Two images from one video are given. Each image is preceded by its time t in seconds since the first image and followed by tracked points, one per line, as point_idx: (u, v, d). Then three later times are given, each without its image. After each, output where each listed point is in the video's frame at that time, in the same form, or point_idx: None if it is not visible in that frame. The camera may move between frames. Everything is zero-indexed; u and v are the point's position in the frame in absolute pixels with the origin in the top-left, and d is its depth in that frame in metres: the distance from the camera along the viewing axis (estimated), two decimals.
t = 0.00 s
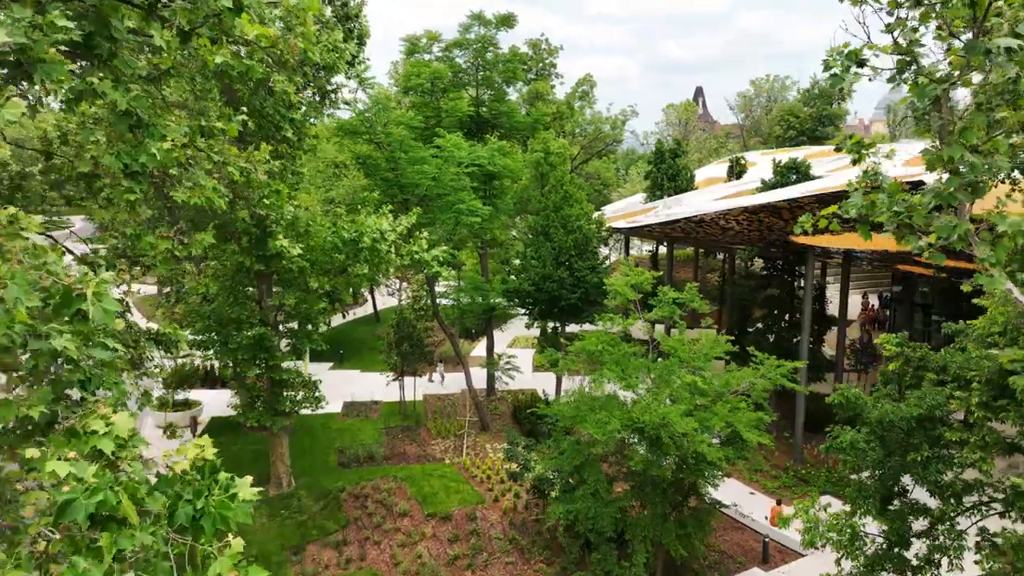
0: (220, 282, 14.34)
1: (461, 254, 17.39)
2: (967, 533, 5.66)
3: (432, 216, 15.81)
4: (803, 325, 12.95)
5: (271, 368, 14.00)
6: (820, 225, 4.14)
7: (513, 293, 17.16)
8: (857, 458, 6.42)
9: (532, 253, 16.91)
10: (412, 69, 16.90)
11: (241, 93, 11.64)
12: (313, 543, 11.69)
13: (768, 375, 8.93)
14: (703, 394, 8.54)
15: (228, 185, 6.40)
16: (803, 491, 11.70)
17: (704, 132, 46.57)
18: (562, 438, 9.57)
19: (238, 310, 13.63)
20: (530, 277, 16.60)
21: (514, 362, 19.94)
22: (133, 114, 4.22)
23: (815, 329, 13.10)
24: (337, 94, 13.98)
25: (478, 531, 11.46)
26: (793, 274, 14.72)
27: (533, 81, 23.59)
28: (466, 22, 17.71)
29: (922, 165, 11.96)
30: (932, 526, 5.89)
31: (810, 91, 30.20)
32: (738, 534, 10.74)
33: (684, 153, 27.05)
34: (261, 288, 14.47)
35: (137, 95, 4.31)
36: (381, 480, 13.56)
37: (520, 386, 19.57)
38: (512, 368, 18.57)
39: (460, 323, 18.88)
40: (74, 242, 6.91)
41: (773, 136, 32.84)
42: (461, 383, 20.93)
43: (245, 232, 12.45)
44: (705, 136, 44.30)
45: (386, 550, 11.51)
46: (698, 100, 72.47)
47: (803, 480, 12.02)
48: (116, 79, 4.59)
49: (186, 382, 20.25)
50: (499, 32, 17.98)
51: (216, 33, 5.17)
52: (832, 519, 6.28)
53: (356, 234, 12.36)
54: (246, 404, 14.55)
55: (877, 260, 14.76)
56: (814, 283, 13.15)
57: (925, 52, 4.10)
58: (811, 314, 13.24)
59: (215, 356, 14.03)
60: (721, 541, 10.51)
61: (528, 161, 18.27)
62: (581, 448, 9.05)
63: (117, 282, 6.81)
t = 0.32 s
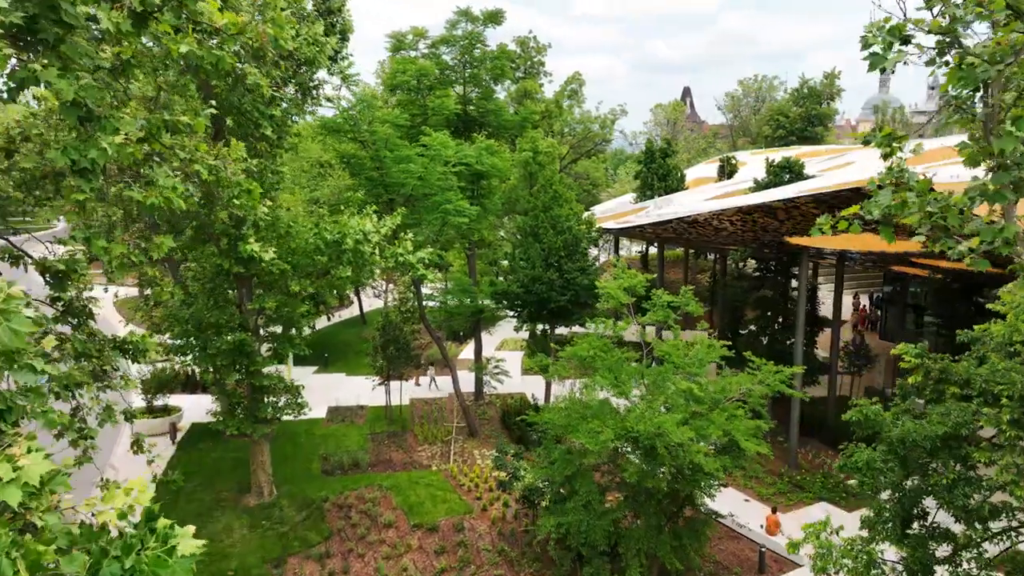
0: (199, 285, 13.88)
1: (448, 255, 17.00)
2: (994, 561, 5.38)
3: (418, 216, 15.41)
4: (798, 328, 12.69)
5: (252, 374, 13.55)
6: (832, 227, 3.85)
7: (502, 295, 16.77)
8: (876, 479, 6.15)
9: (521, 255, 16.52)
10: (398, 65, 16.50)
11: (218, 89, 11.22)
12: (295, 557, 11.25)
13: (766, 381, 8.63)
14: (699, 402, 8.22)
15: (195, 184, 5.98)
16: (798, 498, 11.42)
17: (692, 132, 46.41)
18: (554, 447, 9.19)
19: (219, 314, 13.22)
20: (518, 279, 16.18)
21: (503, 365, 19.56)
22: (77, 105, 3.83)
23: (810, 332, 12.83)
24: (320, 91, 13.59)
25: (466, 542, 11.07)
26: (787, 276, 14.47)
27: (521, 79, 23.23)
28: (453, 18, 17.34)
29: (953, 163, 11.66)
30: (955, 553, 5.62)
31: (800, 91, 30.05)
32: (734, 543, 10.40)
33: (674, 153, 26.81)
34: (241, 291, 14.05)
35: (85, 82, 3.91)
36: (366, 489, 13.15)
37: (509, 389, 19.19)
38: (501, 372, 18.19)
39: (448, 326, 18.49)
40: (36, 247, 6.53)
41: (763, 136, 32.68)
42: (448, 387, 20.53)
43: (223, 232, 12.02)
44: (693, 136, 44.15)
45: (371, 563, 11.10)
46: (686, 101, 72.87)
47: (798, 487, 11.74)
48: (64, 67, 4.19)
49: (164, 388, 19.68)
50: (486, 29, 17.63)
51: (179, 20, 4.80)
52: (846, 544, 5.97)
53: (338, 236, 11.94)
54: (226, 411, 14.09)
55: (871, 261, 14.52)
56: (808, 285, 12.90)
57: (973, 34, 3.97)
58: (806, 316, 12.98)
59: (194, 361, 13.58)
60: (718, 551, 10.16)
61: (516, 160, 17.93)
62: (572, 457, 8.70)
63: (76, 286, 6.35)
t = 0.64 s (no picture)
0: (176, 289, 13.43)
1: (435, 256, 16.63)
2: None
3: (403, 217, 15.03)
4: (792, 331, 12.46)
5: (231, 381, 13.11)
6: (854, 230, 3.51)
7: (490, 297, 16.42)
8: (898, 504, 5.80)
9: (509, 257, 16.17)
10: (383, 62, 16.11)
11: (194, 85, 10.87)
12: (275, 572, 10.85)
13: (764, 387, 8.33)
14: (696, 410, 7.90)
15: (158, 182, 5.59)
16: (793, 505, 11.13)
17: (681, 132, 46.31)
18: (544, 457, 8.85)
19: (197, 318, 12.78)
20: (507, 282, 15.82)
21: (491, 369, 19.21)
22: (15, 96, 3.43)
23: (803, 335, 12.60)
24: (302, 88, 13.17)
25: (453, 554, 10.72)
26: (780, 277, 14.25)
27: (510, 77, 22.91)
28: (439, 13, 16.96)
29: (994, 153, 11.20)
30: None
31: (789, 90, 29.94)
32: (729, 552, 10.11)
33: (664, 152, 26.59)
34: (220, 295, 13.60)
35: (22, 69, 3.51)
36: (349, 499, 12.74)
37: (497, 394, 18.84)
38: (489, 376, 17.83)
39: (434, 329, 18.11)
40: None
41: (751, 135, 32.58)
42: (435, 391, 20.15)
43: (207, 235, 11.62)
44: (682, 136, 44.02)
45: None
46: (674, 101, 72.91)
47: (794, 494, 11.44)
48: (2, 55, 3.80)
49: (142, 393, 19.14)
50: (473, 25, 17.27)
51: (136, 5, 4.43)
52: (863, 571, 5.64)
53: (319, 236, 11.58)
54: (204, 418, 13.65)
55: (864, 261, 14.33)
56: (802, 288, 12.67)
57: None
58: (799, 318, 12.75)
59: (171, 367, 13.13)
60: (713, 561, 9.87)
61: (504, 159, 17.58)
62: (563, 469, 8.37)
63: (32, 294, 5.95)
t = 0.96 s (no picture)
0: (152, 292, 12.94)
1: (421, 257, 16.26)
2: None
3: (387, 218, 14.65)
4: (787, 334, 12.22)
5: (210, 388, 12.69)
6: (875, 234, 3.21)
7: (478, 299, 16.05)
8: (924, 532, 5.54)
9: (497, 258, 15.81)
10: (367, 59, 15.75)
11: (169, 80, 10.55)
12: None
13: (762, 393, 8.05)
14: (692, 418, 7.58)
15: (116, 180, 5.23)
16: (788, 512, 10.77)
17: (669, 132, 46.17)
18: (535, 467, 8.52)
19: (173, 323, 12.35)
20: (495, 283, 15.47)
21: (478, 372, 18.86)
22: None
23: (798, 338, 12.36)
24: (281, 84, 12.84)
25: (440, 566, 10.37)
26: (773, 278, 14.01)
27: (497, 75, 22.55)
28: (425, 9, 16.60)
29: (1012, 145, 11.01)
30: None
31: (778, 90, 29.82)
32: (724, 561, 9.80)
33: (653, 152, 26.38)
34: (199, 298, 13.17)
35: None
36: (332, 510, 12.33)
37: (485, 397, 18.50)
38: (477, 380, 17.46)
39: (421, 333, 17.75)
40: None
41: (741, 135, 32.46)
42: (421, 395, 19.77)
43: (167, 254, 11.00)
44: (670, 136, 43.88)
45: None
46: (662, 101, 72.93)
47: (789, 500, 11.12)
48: None
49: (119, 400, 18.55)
50: (460, 20, 16.93)
51: None
52: None
53: (300, 238, 11.21)
54: (182, 426, 13.17)
55: (857, 262, 14.12)
56: (797, 291, 12.41)
57: None
58: (794, 321, 12.49)
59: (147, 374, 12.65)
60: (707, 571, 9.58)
61: (492, 158, 17.26)
62: (554, 480, 8.02)
63: None
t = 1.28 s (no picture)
0: (128, 295, 12.46)
1: (407, 258, 15.88)
2: None
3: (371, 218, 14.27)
4: (781, 337, 11.98)
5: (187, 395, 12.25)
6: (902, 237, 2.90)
7: (466, 302, 15.68)
8: (955, 563, 5.32)
9: (484, 260, 15.46)
10: (351, 55, 15.37)
11: (142, 76, 10.21)
12: None
13: (759, 398, 7.79)
14: (688, 426, 7.29)
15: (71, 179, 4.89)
16: (783, 519, 10.49)
17: (658, 132, 46.05)
18: (524, 477, 8.20)
19: (148, 328, 11.90)
20: (482, 286, 15.13)
21: (466, 376, 18.54)
22: None
23: (791, 341, 12.11)
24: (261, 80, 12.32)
25: None
26: (766, 279, 13.76)
27: (484, 73, 22.22)
28: (410, 4, 16.24)
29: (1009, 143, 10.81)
30: None
31: (767, 89, 29.74)
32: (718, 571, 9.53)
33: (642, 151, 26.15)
34: (176, 302, 12.73)
35: None
36: (315, 521, 11.95)
37: (473, 401, 18.17)
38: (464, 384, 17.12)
39: (407, 336, 17.39)
40: None
41: (729, 134, 32.34)
42: (408, 399, 19.40)
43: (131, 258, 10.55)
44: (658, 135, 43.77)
45: None
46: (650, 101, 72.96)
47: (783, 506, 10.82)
48: None
49: (95, 406, 17.97)
50: (446, 16, 16.60)
51: None
52: None
53: (279, 239, 10.84)
54: (159, 435, 12.73)
55: (849, 263, 13.92)
56: (790, 292, 12.15)
57: None
58: (787, 323, 12.25)
59: (122, 381, 12.18)
60: None
61: (479, 157, 16.94)
62: (545, 492, 7.67)
63: None
